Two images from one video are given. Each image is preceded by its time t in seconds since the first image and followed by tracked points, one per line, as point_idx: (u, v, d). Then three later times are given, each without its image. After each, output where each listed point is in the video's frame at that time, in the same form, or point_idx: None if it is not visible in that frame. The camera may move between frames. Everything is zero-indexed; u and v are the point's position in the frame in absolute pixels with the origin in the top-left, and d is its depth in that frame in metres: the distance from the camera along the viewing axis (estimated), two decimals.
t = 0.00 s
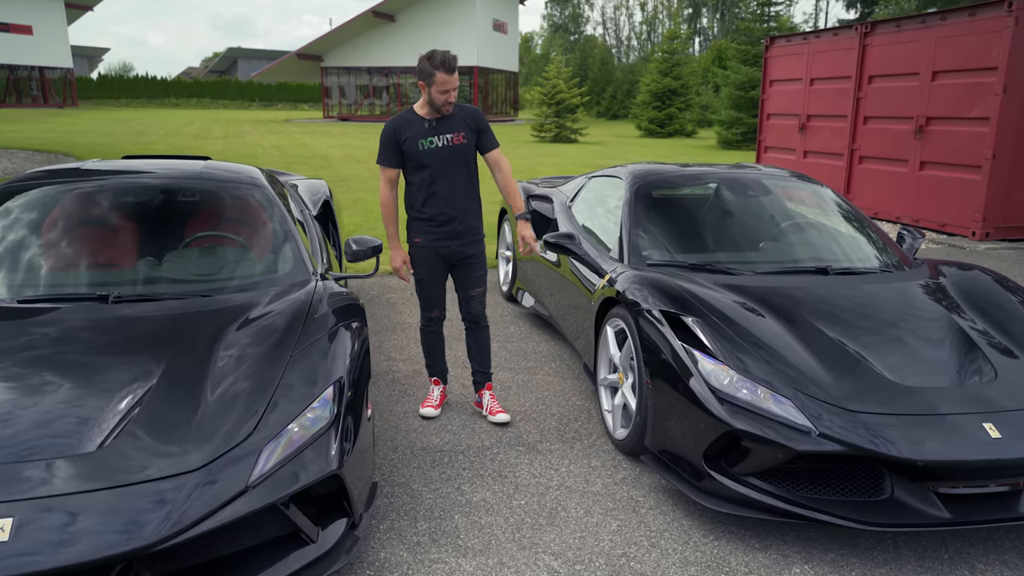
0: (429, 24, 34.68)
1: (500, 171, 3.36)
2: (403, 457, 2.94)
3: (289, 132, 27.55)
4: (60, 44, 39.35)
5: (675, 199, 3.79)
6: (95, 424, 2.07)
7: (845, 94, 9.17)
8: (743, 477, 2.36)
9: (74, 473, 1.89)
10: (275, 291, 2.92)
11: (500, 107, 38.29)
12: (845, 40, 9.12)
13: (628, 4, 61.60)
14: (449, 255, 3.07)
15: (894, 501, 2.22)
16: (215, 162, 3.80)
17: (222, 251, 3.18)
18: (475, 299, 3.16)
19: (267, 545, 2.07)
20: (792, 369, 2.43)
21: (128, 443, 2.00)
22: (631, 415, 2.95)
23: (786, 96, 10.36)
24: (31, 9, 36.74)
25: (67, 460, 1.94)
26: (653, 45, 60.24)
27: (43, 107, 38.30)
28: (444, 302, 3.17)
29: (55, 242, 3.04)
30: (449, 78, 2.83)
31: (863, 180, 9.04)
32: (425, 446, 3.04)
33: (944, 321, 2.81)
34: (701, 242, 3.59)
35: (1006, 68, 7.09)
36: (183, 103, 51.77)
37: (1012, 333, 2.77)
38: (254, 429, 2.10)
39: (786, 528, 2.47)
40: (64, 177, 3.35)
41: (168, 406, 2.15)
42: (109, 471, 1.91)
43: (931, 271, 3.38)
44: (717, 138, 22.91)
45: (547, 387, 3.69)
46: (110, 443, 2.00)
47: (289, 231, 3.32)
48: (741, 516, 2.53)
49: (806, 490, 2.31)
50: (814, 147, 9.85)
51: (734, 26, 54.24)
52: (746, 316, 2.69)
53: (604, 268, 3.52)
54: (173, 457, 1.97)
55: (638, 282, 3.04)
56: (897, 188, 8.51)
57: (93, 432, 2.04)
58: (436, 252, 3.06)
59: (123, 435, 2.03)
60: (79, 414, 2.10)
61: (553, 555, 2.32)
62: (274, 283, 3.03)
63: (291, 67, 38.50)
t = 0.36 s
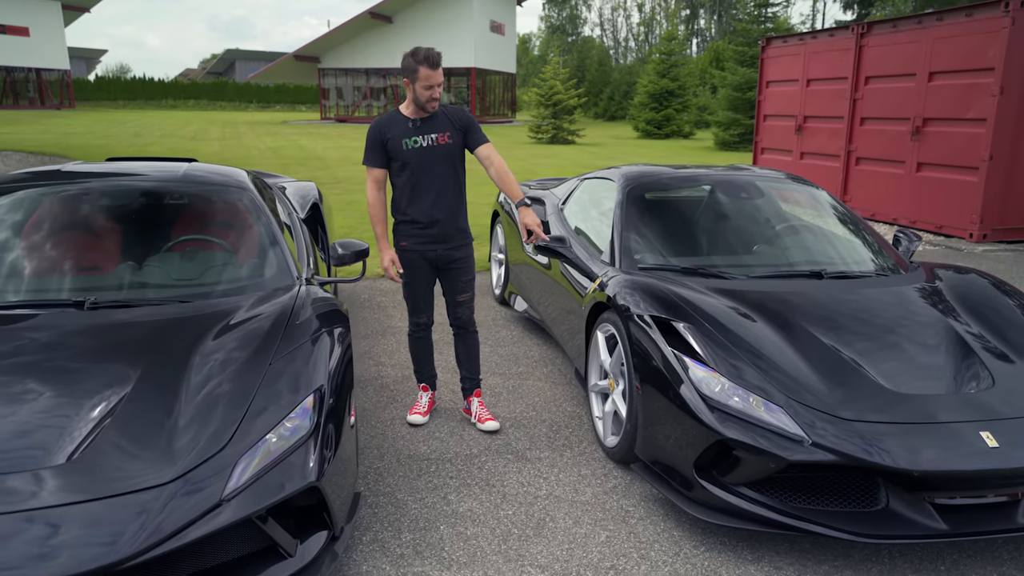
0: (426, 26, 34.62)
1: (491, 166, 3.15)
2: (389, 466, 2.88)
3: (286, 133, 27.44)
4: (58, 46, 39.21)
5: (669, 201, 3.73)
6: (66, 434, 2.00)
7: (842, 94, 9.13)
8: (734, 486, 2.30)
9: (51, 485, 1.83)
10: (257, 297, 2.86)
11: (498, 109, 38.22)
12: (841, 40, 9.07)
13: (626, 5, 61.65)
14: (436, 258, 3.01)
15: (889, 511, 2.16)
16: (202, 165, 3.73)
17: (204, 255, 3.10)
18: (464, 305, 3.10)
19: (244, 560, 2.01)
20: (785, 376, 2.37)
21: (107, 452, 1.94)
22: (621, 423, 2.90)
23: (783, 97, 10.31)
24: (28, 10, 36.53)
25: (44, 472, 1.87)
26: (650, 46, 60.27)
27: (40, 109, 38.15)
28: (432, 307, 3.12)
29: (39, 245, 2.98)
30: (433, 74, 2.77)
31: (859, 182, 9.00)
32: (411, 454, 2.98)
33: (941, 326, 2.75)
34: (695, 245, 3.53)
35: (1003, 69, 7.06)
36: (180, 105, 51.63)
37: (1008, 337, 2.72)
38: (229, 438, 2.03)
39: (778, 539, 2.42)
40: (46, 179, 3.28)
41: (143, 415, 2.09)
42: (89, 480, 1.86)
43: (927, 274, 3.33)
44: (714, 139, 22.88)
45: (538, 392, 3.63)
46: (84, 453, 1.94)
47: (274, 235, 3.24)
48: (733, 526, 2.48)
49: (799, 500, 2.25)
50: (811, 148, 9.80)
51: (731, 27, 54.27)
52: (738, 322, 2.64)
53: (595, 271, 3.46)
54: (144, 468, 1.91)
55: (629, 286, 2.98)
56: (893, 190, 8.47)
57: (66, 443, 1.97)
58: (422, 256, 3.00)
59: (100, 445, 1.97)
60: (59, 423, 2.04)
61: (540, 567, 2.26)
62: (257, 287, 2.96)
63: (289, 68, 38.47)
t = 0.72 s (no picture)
0: (426, 28, 34.59)
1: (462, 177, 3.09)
2: (368, 475, 2.83)
3: (285, 136, 27.38)
4: (58, 49, 39.17)
5: (657, 205, 3.68)
6: (29, 443, 1.96)
7: (838, 96, 9.08)
8: (714, 497, 2.25)
9: (22, 499, 1.79)
10: (232, 303, 2.82)
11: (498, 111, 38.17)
12: (838, 41, 9.03)
13: (625, 7, 61.68)
14: (416, 264, 2.97)
15: (872, 523, 2.11)
16: (185, 168, 3.67)
17: (180, 261, 3.04)
18: (445, 311, 3.06)
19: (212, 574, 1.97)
20: (768, 384, 2.32)
21: (75, 463, 1.90)
22: (604, 431, 2.85)
23: (780, 99, 10.26)
24: (29, 13, 36.46)
25: (16, 486, 1.83)
26: (650, 48, 60.27)
27: (40, 112, 38.09)
28: (413, 313, 3.08)
29: (22, 249, 2.94)
30: (407, 74, 2.75)
31: (856, 183, 8.95)
32: (392, 462, 2.93)
33: (927, 332, 2.71)
34: (683, 250, 3.49)
35: (1000, 70, 7.01)
36: (180, 108, 51.61)
37: (997, 343, 2.67)
38: (195, 448, 1.98)
39: (760, 551, 2.37)
40: (22, 184, 3.20)
41: (107, 426, 2.03)
42: (71, 491, 1.82)
43: (916, 279, 3.28)
44: (713, 140, 22.84)
45: (523, 399, 3.58)
46: (50, 464, 1.90)
47: (254, 241, 3.18)
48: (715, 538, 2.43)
49: (781, 511, 2.20)
50: (808, 150, 9.75)
51: (731, 28, 54.30)
52: (721, 329, 2.59)
53: (580, 277, 3.42)
54: (107, 480, 1.87)
55: (613, 292, 2.93)
56: (890, 192, 8.42)
57: (29, 456, 1.92)
58: (402, 262, 2.95)
59: (66, 455, 1.93)
60: (28, 433, 2.00)
61: None
62: (234, 293, 2.91)
63: (289, 71, 38.45)
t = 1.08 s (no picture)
0: (444, 31, 34.66)
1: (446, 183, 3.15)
2: (364, 481, 2.82)
3: (304, 139, 27.51)
4: (83, 53, 39.68)
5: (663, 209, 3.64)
6: (18, 445, 1.96)
7: (856, 98, 8.95)
8: (709, 507, 2.21)
9: (20, 500, 1.79)
10: (228, 306, 2.82)
11: (516, 113, 38.13)
12: (855, 43, 8.90)
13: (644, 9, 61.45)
14: (412, 268, 2.96)
15: (872, 536, 2.05)
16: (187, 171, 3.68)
17: (178, 264, 3.04)
18: (443, 315, 3.05)
19: None
20: (764, 393, 2.28)
21: (68, 464, 1.90)
22: (601, 438, 2.81)
23: (796, 101, 10.14)
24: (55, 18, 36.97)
25: (19, 486, 1.83)
26: (669, 50, 59.99)
27: (65, 115, 38.59)
28: (411, 318, 3.07)
29: (30, 249, 2.94)
30: (407, 78, 2.74)
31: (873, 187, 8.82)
32: (389, 467, 2.92)
33: (932, 340, 2.64)
34: (687, 255, 3.44)
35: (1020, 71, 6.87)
36: (202, 111, 52.14)
37: (1005, 352, 2.60)
38: (183, 451, 1.98)
39: (757, 562, 2.32)
40: (29, 187, 3.22)
41: (94, 429, 2.03)
42: (82, 490, 1.84)
43: (924, 285, 3.21)
44: (731, 143, 22.66)
45: (525, 404, 3.56)
46: (43, 465, 1.90)
47: (252, 245, 3.17)
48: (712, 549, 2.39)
49: (778, 523, 2.16)
50: (824, 153, 9.62)
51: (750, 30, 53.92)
52: (720, 336, 2.55)
53: (581, 282, 3.39)
54: (91, 484, 1.86)
55: (613, 298, 2.90)
56: (908, 196, 8.28)
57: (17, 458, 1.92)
58: (399, 266, 2.95)
59: (56, 458, 1.92)
60: (18, 433, 2.00)
61: None
62: (231, 297, 2.91)
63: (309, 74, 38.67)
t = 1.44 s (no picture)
0: (482, 33, 34.72)
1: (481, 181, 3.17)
2: (382, 478, 2.83)
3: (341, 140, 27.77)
4: (131, 55, 40.70)
5: (690, 211, 3.58)
6: (39, 433, 2.02)
7: (898, 99, 8.72)
8: (726, 513, 2.17)
9: (55, 487, 1.84)
10: (252, 302, 2.86)
11: (552, 115, 38.04)
12: (897, 43, 8.68)
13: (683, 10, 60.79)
14: (433, 266, 2.98)
15: (894, 548, 1.98)
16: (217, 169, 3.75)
17: (203, 259, 3.10)
18: (463, 314, 3.06)
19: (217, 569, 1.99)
20: (784, 399, 2.23)
21: (88, 453, 1.95)
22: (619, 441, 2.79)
23: (835, 103, 9.93)
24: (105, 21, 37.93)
25: (49, 473, 1.88)
26: (708, 50, 59.26)
27: (114, 116, 39.58)
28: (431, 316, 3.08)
29: (65, 243, 3.03)
30: (429, 75, 2.77)
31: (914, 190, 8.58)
32: (407, 466, 2.93)
33: (963, 347, 2.56)
34: (713, 257, 3.38)
35: None
36: (244, 112, 53.11)
37: None
38: (198, 442, 2.01)
39: (776, 571, 2.27)
40: (66, 183, 3.30)
41: (113, 419, 2.08)
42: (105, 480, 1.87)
43: (957, 291, 3.11)
44: (769, 145, 22.27)
45: (546, 405, 3.54)
46: (66, 453, 1.95)
47: (276, 243, 3.21)
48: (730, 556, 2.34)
49: (797, 531, 2.11)
50: (864, 155, 9.39)
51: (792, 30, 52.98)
52: (741, 340, 2.50)
53: (604, 283, 3.36)
54: (109, 472, 1.90)
55: (634, 300, 2.87)
56: (951, 200, 8.03)
57: (37, 445, 1.97)
58: (419, 264, 2.96)
59: (77, 446, 1.97)
60: (44, 421, 2.06)
61: None
62: (255, 293, 2.95)
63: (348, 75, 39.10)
